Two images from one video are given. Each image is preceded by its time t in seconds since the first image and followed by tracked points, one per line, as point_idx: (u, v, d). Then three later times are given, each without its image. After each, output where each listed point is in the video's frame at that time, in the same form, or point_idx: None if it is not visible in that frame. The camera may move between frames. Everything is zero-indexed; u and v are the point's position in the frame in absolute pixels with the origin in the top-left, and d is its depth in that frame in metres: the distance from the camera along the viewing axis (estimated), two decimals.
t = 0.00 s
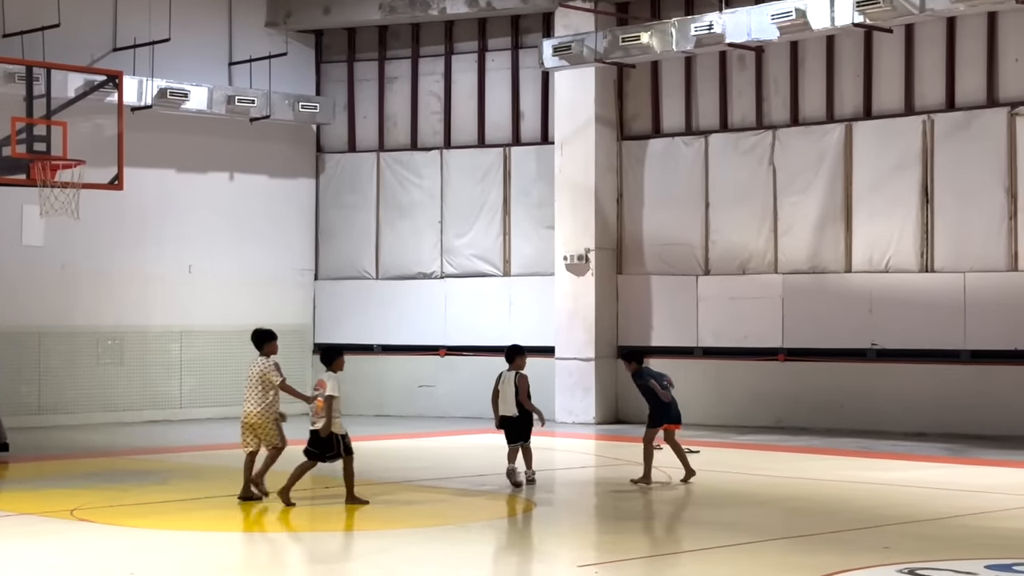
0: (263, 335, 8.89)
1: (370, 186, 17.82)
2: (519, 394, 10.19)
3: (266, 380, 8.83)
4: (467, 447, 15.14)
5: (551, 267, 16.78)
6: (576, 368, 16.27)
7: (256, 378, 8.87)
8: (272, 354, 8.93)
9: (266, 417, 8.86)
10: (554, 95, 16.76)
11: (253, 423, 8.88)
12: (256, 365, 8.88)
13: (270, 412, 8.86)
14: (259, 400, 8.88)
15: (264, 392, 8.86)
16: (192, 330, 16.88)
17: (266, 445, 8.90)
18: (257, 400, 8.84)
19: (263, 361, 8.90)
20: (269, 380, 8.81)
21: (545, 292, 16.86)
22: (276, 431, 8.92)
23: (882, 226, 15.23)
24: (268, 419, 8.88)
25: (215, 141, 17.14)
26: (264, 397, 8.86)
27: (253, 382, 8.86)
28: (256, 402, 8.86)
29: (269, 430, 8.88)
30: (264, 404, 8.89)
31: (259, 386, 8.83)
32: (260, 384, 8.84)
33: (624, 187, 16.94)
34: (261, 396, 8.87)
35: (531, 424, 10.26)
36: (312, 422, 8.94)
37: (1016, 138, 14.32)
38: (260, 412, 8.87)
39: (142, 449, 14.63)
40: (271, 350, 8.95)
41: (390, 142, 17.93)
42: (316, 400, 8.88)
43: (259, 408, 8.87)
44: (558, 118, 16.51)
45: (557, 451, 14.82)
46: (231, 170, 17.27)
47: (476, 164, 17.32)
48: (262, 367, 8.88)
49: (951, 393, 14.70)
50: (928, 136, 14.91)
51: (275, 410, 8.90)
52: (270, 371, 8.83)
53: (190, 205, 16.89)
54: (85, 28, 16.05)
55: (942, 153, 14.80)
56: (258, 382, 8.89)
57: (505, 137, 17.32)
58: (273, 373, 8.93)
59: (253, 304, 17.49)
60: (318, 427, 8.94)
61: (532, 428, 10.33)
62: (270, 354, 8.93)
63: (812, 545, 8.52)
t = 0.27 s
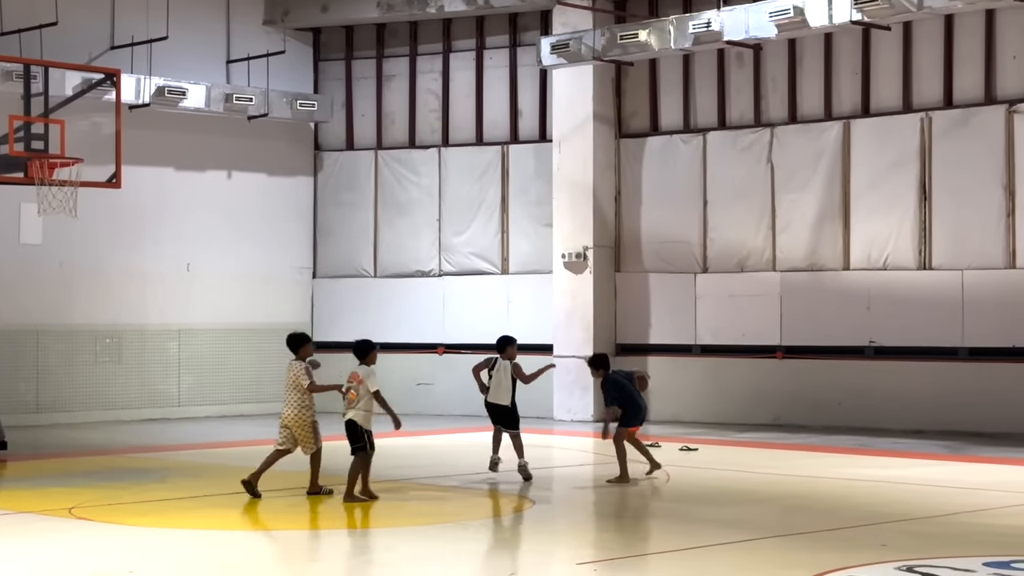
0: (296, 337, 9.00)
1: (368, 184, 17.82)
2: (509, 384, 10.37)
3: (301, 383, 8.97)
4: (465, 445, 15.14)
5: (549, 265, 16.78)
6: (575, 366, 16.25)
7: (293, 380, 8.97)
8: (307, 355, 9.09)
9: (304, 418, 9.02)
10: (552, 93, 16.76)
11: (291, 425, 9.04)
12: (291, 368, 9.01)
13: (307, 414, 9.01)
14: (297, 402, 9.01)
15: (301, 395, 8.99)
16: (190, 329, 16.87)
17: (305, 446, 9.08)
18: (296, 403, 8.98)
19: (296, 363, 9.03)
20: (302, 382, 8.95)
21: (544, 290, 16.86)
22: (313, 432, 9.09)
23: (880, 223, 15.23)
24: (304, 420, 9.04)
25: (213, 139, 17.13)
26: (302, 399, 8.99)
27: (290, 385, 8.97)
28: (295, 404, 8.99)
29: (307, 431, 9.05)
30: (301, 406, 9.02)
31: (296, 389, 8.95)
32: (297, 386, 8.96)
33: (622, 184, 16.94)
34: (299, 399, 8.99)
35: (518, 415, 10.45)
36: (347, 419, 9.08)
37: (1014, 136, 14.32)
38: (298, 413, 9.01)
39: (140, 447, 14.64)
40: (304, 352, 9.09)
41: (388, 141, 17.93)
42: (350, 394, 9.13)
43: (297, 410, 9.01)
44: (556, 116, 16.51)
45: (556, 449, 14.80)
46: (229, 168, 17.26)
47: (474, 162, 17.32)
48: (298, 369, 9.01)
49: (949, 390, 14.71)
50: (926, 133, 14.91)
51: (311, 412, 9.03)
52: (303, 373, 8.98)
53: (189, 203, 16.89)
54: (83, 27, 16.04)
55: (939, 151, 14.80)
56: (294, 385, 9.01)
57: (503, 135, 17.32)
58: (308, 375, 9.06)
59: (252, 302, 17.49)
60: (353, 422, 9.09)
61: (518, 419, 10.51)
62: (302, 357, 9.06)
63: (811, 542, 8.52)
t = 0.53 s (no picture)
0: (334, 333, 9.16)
1: (369, 183, 17.83)
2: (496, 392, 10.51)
3: (335, 373, 9.32)
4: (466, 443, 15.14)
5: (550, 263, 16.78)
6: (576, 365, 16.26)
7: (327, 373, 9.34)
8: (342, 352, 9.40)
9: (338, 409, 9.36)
10: (553, 91, 16.77)
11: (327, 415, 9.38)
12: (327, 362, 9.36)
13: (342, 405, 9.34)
14: (332, 394, 9.35)
15: (335, 386, 9.34)
16: (191, 327, 16.88)
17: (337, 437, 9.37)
18: (330, 395, 9.32)
19: (333, 357, 9.38)
20: (338, 372, 9.30)
21: (545, 289, 16.87)
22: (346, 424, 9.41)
23: (882, 221, 15.22)
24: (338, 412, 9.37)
25: (214, 138, 17.14)
26: (335, 390, 9.33)
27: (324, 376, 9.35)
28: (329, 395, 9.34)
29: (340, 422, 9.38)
30: (336, 398, 9.36)
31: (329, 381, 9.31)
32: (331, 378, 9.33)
33: (623, 183, 16.94)
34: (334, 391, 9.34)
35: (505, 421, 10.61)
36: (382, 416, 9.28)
37: (1015, 134, 14.32)
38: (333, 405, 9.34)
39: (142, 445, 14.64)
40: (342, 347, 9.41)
41: (389, 139, 17.93)
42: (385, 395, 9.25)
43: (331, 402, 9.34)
44: (557, 114, 16.52)
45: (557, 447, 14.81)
46: (230, 167, 17.27)
47: (475, 161, 17.32)
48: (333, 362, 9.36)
49: (950, 388, 14.70)
50: (927, 132, 14.91)
51: (344, 402, 9.35)
52: (339, 365, 9.33)
53: (190, 202, 16.90)
54: (84, 25, 16.04)
55: (940, 149, 14.80)
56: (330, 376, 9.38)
57: (504, 133, 17.32)
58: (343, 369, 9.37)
59: (253, 301, 17.49)
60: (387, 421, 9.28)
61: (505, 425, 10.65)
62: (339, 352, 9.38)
63: (813, 540, 8.52)
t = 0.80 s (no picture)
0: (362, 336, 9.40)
1: (373, 182, 17.83)
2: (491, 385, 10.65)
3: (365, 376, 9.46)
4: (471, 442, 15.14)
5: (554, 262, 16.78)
6: (581, 364, 16.27)
7: (358, 375, 9.49)
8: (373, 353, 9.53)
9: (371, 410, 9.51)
10: (557, 90, 16.76)
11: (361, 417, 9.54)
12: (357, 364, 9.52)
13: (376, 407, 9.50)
14: (365, 396, 9.50)
15: (368, 388, 9.49)
16: (195, 327, 16.89)
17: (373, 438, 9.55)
18: (361, 397, 9.48)
19: (365, 359, 9.52)
20: (371, 374, 9.44)
21: (549, 288, 16.87)
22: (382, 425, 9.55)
23: (887, 220, 15.21)
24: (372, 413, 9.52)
25: (218, 137, 17.14)
26: (368, 392, 9.47)
27: (354, 377, 9.51)
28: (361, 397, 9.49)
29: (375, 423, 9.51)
30: (370, 399, 9.51)
31: (360, 383, 9.45)
32: (361, 380, 9.48)
33: (627, 182, 16.93)
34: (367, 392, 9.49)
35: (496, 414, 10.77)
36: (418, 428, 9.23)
37: (1020, 133, 14.30)
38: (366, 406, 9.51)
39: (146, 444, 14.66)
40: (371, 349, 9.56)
41: (393, 138, 17.93)
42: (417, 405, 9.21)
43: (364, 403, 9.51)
44: (561, 113, 16.52)
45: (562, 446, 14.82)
46: (234, 166, 17.28)
47: (479, 160, 17.32)
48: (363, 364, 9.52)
49: (955, 387, 14.69)
50: (932, 130, 14.89)
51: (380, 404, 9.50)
52: (370, 367, 9.46)
53: (194, 201, 16.91)
54: (88, 25, 16.04)
55: (945, 148, 14.79)
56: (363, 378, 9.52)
57: (507, 132, 17.32)
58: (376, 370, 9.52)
59: (257, 300, 17.50)
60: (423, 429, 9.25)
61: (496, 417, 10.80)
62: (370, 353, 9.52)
63: (818, 539, 8.51)
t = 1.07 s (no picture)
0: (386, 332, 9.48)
1: (380, 181, 17.84)
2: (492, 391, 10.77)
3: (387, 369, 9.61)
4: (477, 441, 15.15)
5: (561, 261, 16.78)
6: (587, 363, 16.27)
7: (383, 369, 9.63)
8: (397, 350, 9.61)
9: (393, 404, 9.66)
10: (564, 89, 16.76)
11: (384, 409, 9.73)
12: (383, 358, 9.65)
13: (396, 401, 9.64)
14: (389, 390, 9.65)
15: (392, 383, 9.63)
16: (202, 326, 16.90)
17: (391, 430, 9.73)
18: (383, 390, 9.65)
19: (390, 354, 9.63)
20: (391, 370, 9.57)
21: (556, 287, 16.87)
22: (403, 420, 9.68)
23: (894, 219, 15.20)
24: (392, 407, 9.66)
25: (225, 136, 17.15)
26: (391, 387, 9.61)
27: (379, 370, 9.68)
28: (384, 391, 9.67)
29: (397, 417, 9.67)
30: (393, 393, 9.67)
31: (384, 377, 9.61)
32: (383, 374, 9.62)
33: (634, 181, 16.93)
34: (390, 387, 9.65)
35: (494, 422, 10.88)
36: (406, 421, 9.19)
37: None
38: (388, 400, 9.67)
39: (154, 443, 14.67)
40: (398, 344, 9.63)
41: (399, 137, 17.94)
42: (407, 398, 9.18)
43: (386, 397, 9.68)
44: (567, 112, 16.52)
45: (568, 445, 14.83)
46: (241, 166, 17.29)
47: (486, 158, 17.33)
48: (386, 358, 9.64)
49: (962, 386, 14.68)
50: (939, 129, 14.88)
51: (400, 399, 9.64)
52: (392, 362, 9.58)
53: (201, 200, 16.91)
54: (95, 24, 16.06)
55: (952, 147, 14.77)
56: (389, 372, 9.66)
57: (514, 131, 17.32)
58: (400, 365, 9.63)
59: (264, 299, 17.51)
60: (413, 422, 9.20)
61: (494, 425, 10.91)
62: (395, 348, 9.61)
63: (827, 539, 8.51)
